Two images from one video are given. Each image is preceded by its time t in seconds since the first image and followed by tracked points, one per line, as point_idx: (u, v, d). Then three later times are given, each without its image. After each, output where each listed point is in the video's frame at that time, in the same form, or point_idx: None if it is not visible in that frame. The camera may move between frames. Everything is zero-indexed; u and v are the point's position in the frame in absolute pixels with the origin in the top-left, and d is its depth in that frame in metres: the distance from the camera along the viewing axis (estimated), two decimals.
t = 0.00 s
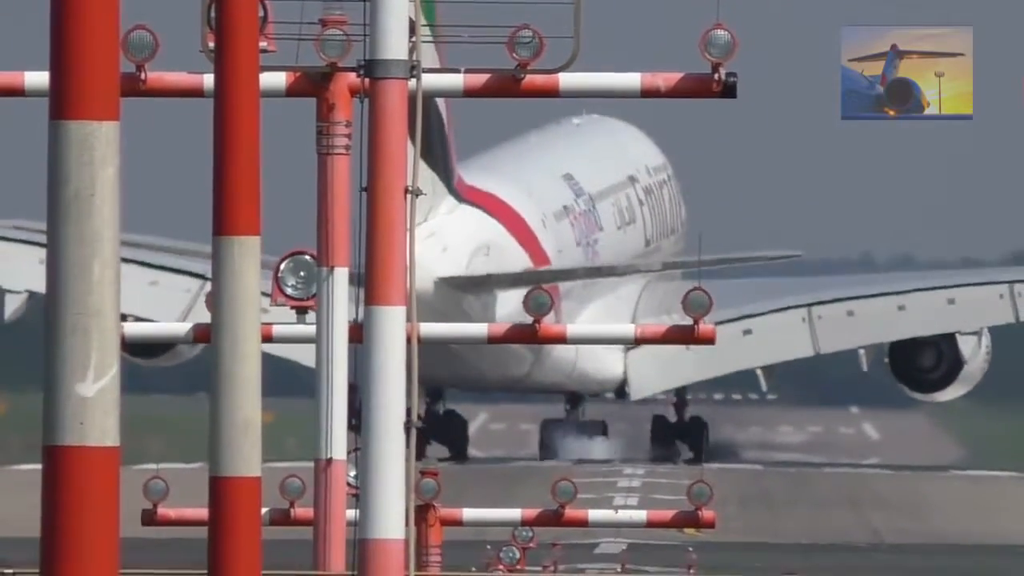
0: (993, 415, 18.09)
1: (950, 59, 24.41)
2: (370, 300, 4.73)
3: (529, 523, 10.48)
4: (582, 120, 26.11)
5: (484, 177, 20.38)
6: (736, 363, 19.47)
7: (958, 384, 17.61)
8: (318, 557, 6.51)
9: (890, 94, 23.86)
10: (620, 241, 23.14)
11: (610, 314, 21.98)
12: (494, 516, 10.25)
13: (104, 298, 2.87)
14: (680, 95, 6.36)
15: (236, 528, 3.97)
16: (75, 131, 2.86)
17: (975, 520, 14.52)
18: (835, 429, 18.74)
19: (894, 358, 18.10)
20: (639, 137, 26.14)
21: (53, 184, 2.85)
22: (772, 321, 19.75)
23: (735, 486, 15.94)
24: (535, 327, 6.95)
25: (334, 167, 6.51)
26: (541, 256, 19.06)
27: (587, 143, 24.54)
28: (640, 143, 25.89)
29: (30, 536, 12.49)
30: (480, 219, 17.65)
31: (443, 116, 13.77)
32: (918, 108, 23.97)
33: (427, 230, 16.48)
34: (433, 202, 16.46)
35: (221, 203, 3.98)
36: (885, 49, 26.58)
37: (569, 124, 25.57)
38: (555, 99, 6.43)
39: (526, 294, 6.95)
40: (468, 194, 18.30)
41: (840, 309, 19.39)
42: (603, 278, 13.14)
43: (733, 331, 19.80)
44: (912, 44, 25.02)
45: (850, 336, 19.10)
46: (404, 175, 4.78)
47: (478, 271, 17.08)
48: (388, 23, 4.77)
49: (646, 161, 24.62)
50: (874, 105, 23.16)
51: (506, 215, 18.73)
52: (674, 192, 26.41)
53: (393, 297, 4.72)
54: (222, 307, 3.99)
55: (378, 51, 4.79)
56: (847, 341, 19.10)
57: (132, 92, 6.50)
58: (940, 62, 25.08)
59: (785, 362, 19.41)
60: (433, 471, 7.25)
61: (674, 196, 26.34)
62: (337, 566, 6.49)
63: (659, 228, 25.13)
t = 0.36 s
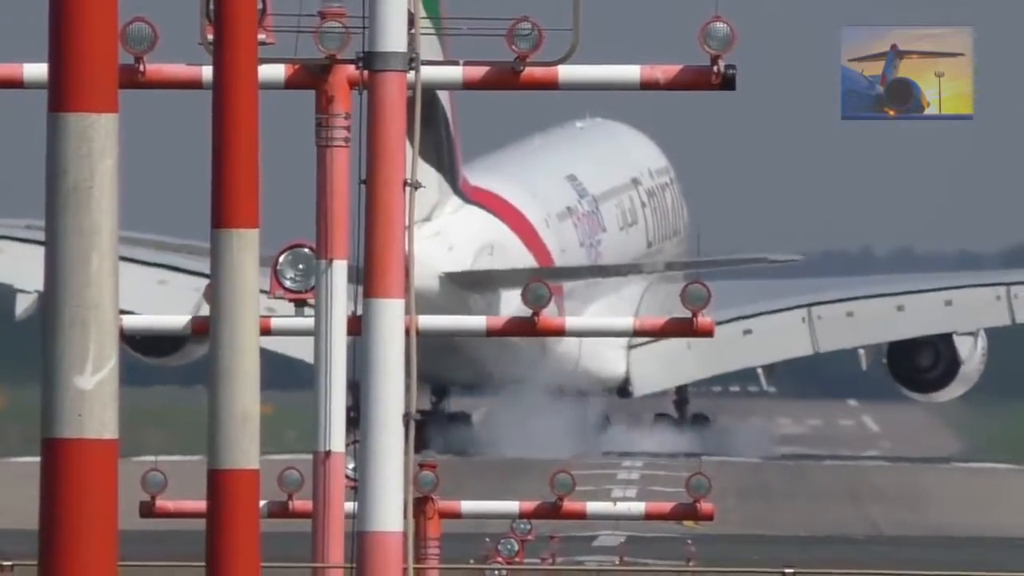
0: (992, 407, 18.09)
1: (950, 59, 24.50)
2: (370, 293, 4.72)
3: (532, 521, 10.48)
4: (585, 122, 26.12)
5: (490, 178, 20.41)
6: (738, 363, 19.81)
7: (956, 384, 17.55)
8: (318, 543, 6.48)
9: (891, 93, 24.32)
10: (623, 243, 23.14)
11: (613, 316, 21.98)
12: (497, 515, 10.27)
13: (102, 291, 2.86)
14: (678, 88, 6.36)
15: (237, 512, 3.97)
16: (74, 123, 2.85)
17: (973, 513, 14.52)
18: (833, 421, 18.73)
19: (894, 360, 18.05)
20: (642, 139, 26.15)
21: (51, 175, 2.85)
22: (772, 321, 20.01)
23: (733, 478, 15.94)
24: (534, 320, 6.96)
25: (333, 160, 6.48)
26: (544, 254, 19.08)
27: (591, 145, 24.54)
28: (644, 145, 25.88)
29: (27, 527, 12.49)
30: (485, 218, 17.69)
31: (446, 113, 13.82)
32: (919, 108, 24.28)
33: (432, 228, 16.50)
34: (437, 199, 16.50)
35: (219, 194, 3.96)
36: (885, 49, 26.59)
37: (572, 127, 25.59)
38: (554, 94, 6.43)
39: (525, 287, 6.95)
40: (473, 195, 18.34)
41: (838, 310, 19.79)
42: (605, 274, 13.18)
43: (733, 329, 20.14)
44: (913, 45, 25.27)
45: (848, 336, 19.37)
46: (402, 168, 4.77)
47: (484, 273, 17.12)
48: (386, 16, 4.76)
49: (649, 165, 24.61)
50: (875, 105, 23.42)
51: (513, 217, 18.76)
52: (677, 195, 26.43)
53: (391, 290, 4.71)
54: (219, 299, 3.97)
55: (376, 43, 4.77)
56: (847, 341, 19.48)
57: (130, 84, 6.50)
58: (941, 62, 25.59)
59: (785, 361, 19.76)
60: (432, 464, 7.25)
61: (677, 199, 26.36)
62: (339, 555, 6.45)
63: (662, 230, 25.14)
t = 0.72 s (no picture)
0: (988, 399, 18.07)
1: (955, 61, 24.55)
2: (366, 284, 4.72)
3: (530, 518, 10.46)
4: (587, 123, 26.11)
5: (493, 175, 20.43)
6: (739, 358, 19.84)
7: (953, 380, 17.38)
8: (313, 536, 6.49)
9: (892, 93, 24.55)
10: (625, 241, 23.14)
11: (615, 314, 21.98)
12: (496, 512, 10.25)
13: (99, 283, 2.80)
14: (675, 79, 6.38)
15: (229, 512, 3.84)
16: (70, 114, 2.80)
17: (971, 506, 14.51)
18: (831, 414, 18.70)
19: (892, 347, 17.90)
20: (643, 140, 26.15)
21: (47, 166, 2.79)
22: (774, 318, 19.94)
23: (731, 472, 15.93)
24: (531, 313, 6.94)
25: (328, 152, 6.45)
26: (548, 248, 19.10)
27: (592, 146, 24.53)
28: (644, 145, 25.85)
29: (24, 519, 12.49)
30: (489, 213, 17.71)
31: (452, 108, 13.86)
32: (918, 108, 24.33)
33: (436, 222, 16.52)
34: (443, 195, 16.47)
35: (217, 185, 3.89)
36: (884, 49, 26.60)
37: (573, 128, 25.58)
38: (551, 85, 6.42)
39: (521, 278, 6.94)
40: (476, 189, 18.37)
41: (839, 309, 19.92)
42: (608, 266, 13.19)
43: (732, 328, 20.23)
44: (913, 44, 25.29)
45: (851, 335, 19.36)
46: (402, 159, 4.78)
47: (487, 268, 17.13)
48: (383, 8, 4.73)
49: (651, 165, 24.60)
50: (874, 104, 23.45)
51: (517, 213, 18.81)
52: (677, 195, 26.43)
53: (387, 282, 4.71)
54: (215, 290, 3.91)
55: (373, 36, 4.73)
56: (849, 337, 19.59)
57: (127, 77, 6.49)
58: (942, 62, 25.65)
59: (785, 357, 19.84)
60: (428, 457, 7.24)
61: (678, 198, 26.35)
62: (335, 547, 6.48)
63: (663, 229, 25.13)
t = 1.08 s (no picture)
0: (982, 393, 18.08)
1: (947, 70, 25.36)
2: (360, 277, 4.70)
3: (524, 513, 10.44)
4: (588, 121, 26.14)
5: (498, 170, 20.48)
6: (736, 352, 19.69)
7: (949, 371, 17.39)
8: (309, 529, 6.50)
9: (886, 97, 25.76)
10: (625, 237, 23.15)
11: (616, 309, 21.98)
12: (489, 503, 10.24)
13: (93, 277, 2.80)
14: (670, 72, 6.35)
15: (224, 497, 3.83)
16: (66, 108, 2.81)
17: (965, 499, 14.50)
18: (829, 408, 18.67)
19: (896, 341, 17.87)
20: (643, 137, 26.17)
21: (43, 161, 2.80)
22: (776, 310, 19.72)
23: (726, 465, 15.94)
24: (527, 305, 6.93)
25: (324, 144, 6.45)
26: (554, 240, 19.14)
27: (594, 144, 24.54)
28: (645, 144, 25.84)
29: (19, 512, 12.51)
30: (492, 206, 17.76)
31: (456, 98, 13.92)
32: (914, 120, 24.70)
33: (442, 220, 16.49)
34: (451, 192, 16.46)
35: (213, 178, 3.90)
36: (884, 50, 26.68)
37: (574, 126, 25.61)
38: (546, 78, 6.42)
39: (516, 271, 6.94)
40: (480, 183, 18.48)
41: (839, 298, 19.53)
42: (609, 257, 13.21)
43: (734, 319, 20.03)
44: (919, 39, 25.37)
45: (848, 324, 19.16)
46: (397, 152, 4.76)
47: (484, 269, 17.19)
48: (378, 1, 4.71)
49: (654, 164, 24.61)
50: (875, 106, 23.60)
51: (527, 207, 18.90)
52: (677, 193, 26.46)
53: (383, 274, 4.70)
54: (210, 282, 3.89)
55: (368, 28, 4.71)
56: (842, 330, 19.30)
57: (123, 70, 6.49)
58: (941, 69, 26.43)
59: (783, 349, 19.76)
60: (423, 449, 7.24)
61: (678, 196, 26.39)
62: (331, 541, 6.49)
63: (663, 227, 25.15)
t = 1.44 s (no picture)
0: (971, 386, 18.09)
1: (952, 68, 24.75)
2: (352, 271, 4.63)
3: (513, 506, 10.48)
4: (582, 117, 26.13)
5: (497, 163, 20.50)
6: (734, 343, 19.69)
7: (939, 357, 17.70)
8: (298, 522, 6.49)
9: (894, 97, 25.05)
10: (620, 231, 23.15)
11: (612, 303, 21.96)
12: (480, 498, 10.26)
13: (82, 272, 2.79)
14: (658, 65, 6.37)
15: (214, 493, 3.81)
16: (52, 102, 2.79)
17: (953, 491, 14.53)
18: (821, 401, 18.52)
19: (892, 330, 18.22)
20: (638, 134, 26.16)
21: (30, 154, 2.78)
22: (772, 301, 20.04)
23: (715, 458, 15.94)
24: (516, 299, 6.93)
25: (313, 139, 6.45)
26: (555, 234, 19.17)
27: (591, 138, 24.51)
28: (640, 140, 25.86)
29: (9, 505, 12.53)
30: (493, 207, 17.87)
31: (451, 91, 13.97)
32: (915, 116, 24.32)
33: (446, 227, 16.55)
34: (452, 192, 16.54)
35: (201, 171, 3.84)
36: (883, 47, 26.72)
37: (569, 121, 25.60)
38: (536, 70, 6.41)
39: (506, 265, 6.94)
40: (481, 179, 18.51)
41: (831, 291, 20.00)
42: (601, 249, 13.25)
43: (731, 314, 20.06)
44: (920, 48, 25.60)
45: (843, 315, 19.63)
46: (386, 146, 4.67)
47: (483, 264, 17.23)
48: None
49: (649, 160, 24.62)
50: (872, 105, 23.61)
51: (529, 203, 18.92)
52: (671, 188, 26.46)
53: (374, 267, 4.62)
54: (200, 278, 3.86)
55: (358, 22, 4.62)
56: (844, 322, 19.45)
57: (112, 64, 6.49)
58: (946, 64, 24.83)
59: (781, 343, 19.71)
60: (413, 442, 7.24)
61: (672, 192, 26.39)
62: (320, 535, 6.49)
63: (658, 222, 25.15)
